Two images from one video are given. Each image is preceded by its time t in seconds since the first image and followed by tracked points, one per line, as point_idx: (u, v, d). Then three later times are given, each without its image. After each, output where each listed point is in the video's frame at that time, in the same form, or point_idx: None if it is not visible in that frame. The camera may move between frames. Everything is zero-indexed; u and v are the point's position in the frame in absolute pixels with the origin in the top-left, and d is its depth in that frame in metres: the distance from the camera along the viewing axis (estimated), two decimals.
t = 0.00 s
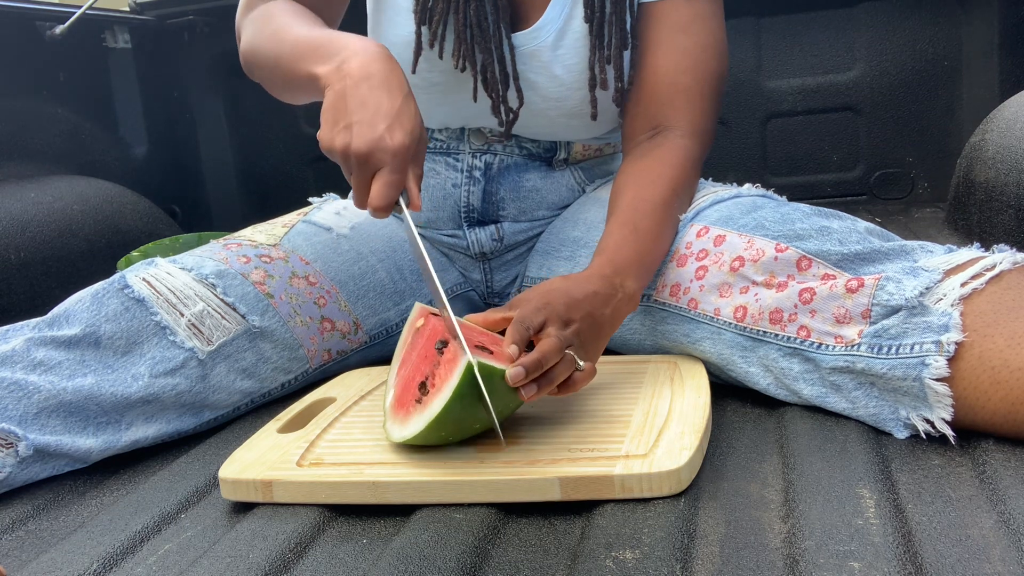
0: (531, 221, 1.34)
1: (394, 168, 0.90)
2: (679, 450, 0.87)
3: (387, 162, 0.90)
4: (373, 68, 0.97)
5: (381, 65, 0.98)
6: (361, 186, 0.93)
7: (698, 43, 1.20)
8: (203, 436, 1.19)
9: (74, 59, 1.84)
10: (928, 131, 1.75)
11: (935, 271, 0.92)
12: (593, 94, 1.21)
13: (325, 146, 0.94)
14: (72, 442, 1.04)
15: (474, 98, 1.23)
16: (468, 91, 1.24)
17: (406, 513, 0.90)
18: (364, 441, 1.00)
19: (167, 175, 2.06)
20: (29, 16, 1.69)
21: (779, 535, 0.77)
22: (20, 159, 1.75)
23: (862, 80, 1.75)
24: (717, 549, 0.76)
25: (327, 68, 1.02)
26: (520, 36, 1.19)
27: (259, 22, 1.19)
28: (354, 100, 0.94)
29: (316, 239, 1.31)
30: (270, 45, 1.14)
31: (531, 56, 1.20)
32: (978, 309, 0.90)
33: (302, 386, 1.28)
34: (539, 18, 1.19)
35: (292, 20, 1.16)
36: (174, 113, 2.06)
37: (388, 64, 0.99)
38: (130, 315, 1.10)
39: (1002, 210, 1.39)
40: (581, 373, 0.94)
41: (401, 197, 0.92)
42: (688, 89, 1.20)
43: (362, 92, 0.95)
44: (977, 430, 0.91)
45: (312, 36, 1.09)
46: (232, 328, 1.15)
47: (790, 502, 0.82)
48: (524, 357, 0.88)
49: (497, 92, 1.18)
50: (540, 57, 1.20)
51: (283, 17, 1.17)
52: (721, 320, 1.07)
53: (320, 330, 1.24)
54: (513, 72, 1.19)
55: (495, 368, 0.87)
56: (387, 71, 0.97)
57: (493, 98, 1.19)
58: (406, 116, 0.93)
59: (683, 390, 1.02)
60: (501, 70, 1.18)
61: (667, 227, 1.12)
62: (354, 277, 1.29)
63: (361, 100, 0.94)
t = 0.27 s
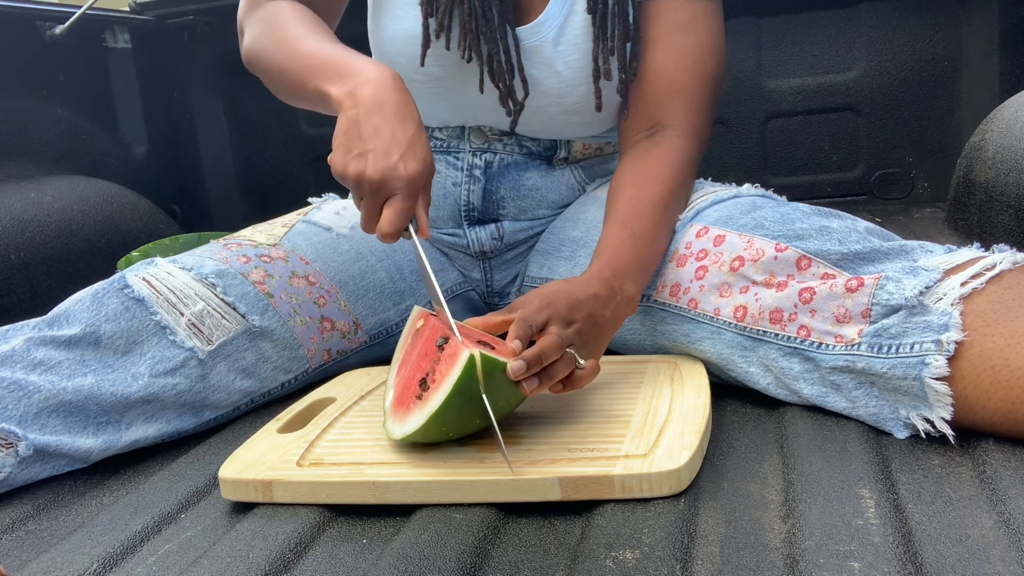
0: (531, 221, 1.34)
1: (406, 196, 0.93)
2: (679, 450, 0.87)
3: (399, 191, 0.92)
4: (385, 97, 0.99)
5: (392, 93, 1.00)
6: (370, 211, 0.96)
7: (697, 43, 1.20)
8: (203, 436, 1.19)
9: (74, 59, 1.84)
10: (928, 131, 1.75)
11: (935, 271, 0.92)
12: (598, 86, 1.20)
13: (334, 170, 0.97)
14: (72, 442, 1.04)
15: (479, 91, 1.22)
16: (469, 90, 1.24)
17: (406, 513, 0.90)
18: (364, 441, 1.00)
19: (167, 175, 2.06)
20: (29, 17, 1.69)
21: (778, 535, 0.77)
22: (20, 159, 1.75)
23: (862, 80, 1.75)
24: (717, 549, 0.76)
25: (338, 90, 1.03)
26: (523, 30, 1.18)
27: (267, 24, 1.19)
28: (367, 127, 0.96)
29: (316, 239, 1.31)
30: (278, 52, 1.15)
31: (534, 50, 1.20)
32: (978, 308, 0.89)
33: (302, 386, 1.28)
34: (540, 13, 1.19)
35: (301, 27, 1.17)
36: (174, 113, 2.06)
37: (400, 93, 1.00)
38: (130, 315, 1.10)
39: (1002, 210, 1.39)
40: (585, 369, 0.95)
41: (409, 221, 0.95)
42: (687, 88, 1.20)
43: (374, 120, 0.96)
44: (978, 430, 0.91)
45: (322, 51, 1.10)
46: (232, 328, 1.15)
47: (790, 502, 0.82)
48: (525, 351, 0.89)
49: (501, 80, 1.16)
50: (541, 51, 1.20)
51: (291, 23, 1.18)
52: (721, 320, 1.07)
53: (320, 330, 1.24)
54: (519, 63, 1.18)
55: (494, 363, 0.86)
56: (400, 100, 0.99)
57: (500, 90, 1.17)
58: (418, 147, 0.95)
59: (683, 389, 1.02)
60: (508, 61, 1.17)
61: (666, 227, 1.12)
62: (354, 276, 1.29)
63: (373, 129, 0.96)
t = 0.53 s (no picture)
0: (530, 221, 1.34)
1: (418, 199, 0.93)
2: (679, 450, 0.87)
3: (411, 193, 0.92)
4: (396, 100, 0.99)
5: (403, 96, 1.00)
6: (382, 214, 0.96)
7: (697, 42, 1.20)
8: (202, 435, 1.19)
9: (74, 58, 1.84)
10: (928, 130, 1.75)
11: (935, 271, 0.92)
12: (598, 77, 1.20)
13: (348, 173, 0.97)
14: (71, 441, 1.04)
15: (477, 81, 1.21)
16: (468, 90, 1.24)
17: (406, 513, 0.90)
18: (363, 441, 1.00)
19: (167, 175, 2.06)
20: (29, 17, 1.69)
21: (778, 535, 0.77)
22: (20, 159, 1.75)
23: (862, 80, 1.75)
24: (717, 549, 0.76)
25: (350, 94, 1.04)
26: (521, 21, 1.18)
27: (273, 22, 1.19)
28: (380, 130, 0.96)
29: (316, 238, 1.31)
30: (287, 52, 1.15)
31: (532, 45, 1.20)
32: (978, 308, 0.89)
33: (302, 386, 1.28)
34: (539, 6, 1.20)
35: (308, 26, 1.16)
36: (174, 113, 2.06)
37: (410, 95, 1.00)
38: (130, 314, 1.10)
39: (1002, 210, 1.39)
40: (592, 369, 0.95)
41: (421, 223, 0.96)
42: (686, 88, 1.20)
43: (386, 122, 0.97)
44: (978, 429, 0.91)
45: (332, 52, 1.10)
46: (232, 327, 1.15)
47: (790, 502, 0.83)
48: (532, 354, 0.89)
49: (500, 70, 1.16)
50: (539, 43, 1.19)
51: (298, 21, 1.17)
52: (721, 320, 1.07)
53: (319, 330, 1.24)
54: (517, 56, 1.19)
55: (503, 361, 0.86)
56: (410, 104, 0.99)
57: (499, 80, 1.17)
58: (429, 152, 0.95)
59: (682, 389, 1.02)
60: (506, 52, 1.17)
61: (666, 228, 1.12)
62: (354, 276, 1.29)
63: (385, 131, 0.96)
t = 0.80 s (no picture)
0: (531, 221, 1.34)
1: (414, 211, 0.94)
2: (679, 450, 0.87)
3: (407, 207, 0.94)
4: (395, 115, 1.00)
5: (402, 112, 1.01)
6: (377, 224, 0.97)
7: (697, 42, 1.20)
8: (202, 436, 1.19)
9: (74, 58, 1.84)
10: (928, 130, 1.75)
11: (936, 270, 0.92)
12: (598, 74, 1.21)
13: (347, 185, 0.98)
14: (71, 441, 1.04)
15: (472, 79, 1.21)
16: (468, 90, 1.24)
17: (406, 513, 0.90)
18: (363, 441, 1.00)
19: (167, 175, 2.06)
20: (29, 16, 1.68)
21: (779, 535, 0.77)
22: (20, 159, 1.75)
23: (862, 80, 1.75)
24: (717, 549, 0.76)
25: (350, 107, 1.05)
26: (521, 18, 1.18)
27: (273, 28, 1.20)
28: (378, 145, 0.98)
29: (316, 239, 1.31)
30: (288, 60, 1.16)
31: (531, 41, 1.20)
32: (979, 307, 0.90)
33: (302, 386, 1.28)
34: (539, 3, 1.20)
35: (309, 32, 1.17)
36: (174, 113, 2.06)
37: (409, 110, 1.01)
38: (130, 314, 1.10)
39: (1002, 210, 1.39)
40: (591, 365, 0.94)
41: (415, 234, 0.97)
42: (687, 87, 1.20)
43: (385, 138, 0.98)
44: (978, 429, 0.91)
45: (333, 62, 1.11)
46: (232, 327, 1.15)
47: (790, 502, 0.82)
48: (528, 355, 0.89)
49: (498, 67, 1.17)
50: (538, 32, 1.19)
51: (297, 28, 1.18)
52: (722, 319, 1.07)
53: (319, 330, 1.24)
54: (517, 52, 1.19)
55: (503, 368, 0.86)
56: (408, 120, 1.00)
57: (494, 77, 1.18)
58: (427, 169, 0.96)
59: (683, 389, 1.02)
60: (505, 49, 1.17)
61: (666, 226, 1.12)
62: (354, 276, 1.29)
63: (384, 146, 0.97)
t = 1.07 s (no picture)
0: (530, 221, 1.34)
1: (412, 185, 0.95)
2: (678, 450, 0.87)
3: (405, 180, 0.95)
4: (394, 92, 1.00)
5: (400, 89, 1.01)
6: (378, 198, 0.98)
7: (696, 43, 1.20)
8: (202, 436, 1.19)
9: (74, 58, 1.84)
10: (928, 131, 1.75)
11: (934, 270, 0.92)
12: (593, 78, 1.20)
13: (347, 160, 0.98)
14: (71, 441, 1.04)
15: (473, 80, 1.22)
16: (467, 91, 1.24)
17: (406, 513, 0.90)
18: (363, 441, 1.00)
19: (167, 175, 2.06)
20: (29, 16, 1.69)
21: (779, 535, 0.77)
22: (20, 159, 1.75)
23: (862, 80, 1.75)
24: (717, 549, 0.76)
25: (349, 87, 1.04)
26: (518, 20, 1.18)
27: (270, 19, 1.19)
28: (377, 121, 0.98)
29: (316, 238, 1.31)
30: (286, 48, 1.15)
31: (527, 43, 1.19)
32: (978, 307, 0.90)
33: (302, 386, 1.28)
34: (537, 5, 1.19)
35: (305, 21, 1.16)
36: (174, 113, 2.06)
37: (409, 90, 1.01)
38: (130, 314, 1.10)
39: (1002, 210, 1.39)
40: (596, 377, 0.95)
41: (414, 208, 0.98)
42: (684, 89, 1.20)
43: (383, 114, 0.98)
44: (978, 429, 0.91)
45: (332, 45, 1.11)
46: (231, 327, 1.15)
47: (790, 502, 0.83)
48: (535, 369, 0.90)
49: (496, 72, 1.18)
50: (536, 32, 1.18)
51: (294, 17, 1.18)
52: (721, 320, 1.07)
53: (319, 330, 1.24)
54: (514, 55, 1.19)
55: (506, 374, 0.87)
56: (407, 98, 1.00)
57: (493, 79, 1.19)
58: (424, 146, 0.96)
59: (682, 389, 1.02)
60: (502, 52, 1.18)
61: (665, 230, 1.12)
62: (354, 276, 1.29)
63: (382, 122, 0.98)
